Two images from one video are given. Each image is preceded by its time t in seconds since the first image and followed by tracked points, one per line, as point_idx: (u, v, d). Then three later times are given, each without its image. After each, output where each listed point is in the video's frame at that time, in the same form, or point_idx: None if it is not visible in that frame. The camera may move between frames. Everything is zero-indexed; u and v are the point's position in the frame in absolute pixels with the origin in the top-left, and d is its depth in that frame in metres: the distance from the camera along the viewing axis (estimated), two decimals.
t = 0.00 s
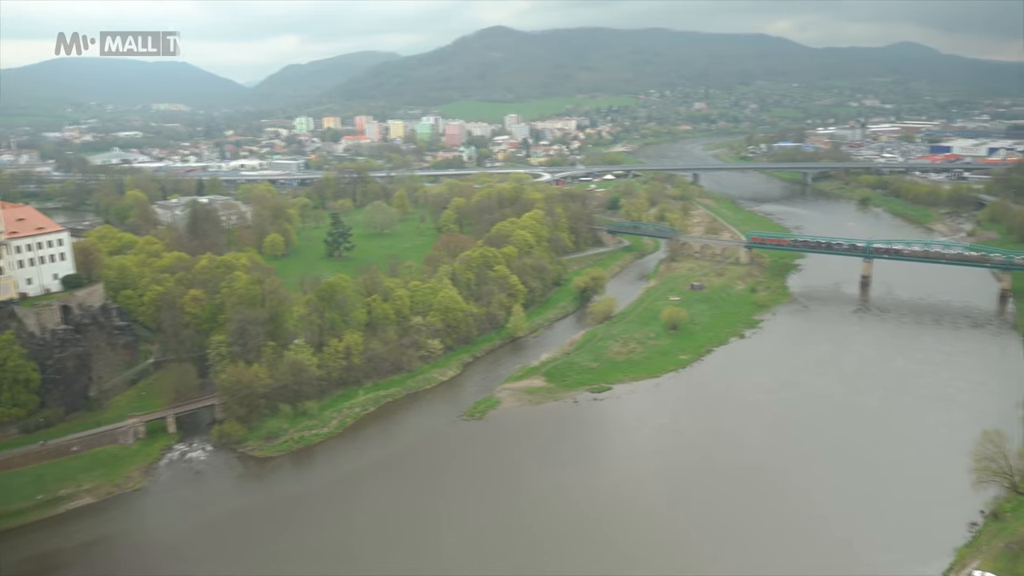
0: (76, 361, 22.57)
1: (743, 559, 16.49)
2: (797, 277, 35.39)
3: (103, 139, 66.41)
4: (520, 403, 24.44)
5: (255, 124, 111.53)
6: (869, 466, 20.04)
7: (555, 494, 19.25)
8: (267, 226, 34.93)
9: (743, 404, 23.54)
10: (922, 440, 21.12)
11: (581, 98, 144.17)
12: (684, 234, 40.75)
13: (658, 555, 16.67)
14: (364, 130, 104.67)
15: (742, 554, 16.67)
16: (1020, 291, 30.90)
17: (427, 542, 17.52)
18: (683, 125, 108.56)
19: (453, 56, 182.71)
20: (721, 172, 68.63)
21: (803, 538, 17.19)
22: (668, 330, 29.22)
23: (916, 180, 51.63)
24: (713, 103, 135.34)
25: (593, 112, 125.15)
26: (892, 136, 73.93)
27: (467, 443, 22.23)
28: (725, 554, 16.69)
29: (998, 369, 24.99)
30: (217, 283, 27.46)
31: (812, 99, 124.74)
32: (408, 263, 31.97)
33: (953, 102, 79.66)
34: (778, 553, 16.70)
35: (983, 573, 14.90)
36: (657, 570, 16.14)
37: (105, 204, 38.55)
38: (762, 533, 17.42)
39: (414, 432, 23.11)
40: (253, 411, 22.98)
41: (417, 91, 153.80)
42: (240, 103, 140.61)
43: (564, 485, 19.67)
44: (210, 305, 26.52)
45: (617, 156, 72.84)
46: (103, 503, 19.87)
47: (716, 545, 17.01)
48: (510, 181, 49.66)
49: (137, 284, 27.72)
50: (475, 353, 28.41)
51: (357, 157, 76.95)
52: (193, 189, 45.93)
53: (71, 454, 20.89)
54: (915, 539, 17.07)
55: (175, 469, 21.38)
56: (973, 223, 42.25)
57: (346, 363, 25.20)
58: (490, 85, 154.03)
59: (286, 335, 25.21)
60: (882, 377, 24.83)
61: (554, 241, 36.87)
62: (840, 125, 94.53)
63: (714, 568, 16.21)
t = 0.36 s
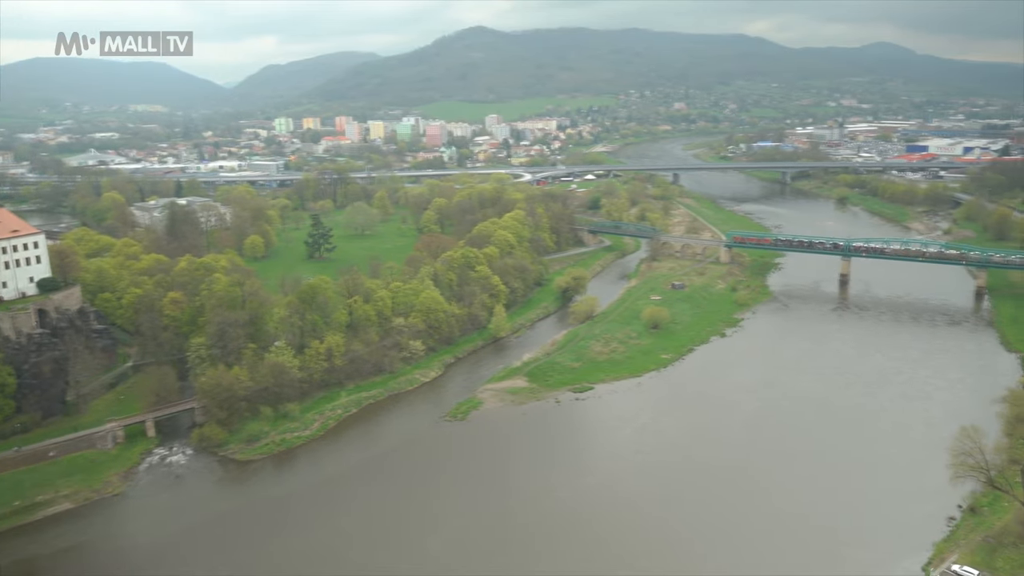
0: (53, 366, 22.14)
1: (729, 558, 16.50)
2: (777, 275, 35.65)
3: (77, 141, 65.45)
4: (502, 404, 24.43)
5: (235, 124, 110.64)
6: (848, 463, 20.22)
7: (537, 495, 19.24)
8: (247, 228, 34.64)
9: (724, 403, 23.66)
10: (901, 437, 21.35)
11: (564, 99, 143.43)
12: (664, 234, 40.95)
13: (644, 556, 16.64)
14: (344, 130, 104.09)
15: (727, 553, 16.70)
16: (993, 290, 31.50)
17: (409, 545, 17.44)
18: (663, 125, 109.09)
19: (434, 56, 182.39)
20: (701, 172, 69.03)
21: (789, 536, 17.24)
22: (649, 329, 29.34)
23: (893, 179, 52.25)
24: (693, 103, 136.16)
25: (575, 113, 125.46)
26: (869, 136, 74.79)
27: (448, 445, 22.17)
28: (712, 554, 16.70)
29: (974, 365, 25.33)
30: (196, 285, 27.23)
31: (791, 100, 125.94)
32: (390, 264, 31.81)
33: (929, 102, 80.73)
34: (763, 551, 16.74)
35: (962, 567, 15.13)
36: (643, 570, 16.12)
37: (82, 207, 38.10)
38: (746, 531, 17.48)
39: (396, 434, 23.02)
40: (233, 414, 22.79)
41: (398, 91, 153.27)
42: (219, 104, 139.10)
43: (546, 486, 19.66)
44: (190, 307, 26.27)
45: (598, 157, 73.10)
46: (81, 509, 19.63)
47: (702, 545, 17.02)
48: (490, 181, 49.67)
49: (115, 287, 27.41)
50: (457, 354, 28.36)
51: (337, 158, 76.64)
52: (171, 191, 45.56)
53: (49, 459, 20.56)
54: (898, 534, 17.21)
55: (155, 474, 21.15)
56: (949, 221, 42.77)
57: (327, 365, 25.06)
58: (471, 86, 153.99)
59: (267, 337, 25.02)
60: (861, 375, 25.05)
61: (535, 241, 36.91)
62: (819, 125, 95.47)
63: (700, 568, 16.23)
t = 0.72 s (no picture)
0: (29, 370, 21.75)
1: (712, 558, 16.54)
2: (758, 275, 35.90)
3: (54, 144, 64.62)
4: (485, 404, 24.42)
5: (215, 124, 109.71)
6: (828, 461, 20.38)
7: (518, 497, 19.22)
8: (227, 230, 34.45)
9: (705, 402, 23.78)
10: (881, 434, 21.53)
11: (543, 99, 146.14)
12: (646, 233, 41.10)
13: (628, 556, 16.64)
14: (325, 131, 103.62)
15: (710, 553, 16.73)
16: (971, 287, 31.98)
17: (392, 547, 17.41)
18: (645, 126, 109.62)
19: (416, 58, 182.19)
20: (682, 172, 69.39)
21: (771, 535, 17.32)
22: (631, 328, 29.44)
23: (870, 179, 52.80)
24: (674, 103, 136.96)
25: (555, 112, 126.58)
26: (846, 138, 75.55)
27: (431, 446, 22.14)
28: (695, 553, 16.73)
29: (952, 362, 25.62)
30: (176, 288, 27.00)
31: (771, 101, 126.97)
32: (371, 266, 31.72)
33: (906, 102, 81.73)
34: (746, 550, 16.79)
35: (942, 562, 15.31)
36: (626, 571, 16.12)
37: (58, 208, 37.65)
38: (729, 530, 17.54)
39: (379, 435, 22.97)
40: (214, 417, 22.63)
41: (380, 91, 152.87)
42: (198, 104, 137.78)
43: (527, 487, 19.65)
44: (169, 310, 26.04)
45: (579, 157, 73.28)
46: (60, 515, 19.39)
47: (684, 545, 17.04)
48: (472, 181, 49.65)
49: (93, 290, 27.12)
50: (440, 355, 28.33)
51: (318, 159, 76.30)
52: (149, 192, 45.16)
53: (25, 464, 20.35)
54: (878, 529, 17.40)
55: (135, 479, 20.96)
56: (926, 220, 43.29)
57: (309, 367, 24.94)
58: (453, 87, 153.86)
59: (248, 340, 24.84)
60: (840, 373, 25.24)
61: (517, 241, 36.92)
62: (798, 126, 96.32)
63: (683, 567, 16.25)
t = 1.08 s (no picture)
0: (7, 373, 21.55)
1: (693, 556, 16.65)
2: (739, 274, 36.12)
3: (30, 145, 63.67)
4: (468, 405, 24.40)
5: (195, 124, 108.65)
6: (808, 459, 20.53)
7: (499, 498, 19.21)
8: (207, 231, 34.26)
9: (687, 401, 23.88)
10: (861, 431, 21.72)
11: (525, 99, 146.76)
12: (628, 233, 41.22)
13: (608, 555, 16.70)
14: (306, 131, 103.00)
15: (690, 552, 16.80)
16: (949, 285, 32.37)
17: (375, 548, 17.37)
18: (627, 126, 110.01)
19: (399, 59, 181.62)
20: (663, 172, 69.68)
21: (751, 534, 17.40)
22: (614, 328, 29.52)
23: (849, 179, 53.26)
24: (654, 103, 137.93)
25: (538, 112, 126.78)
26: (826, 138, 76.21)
27: (415, 447, 22.09)
28: (675, 553, 16.78)
29: (930, 360, 25.89)
30: (156, 290, 26.75)
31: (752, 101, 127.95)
32: (353, 267, 31.56)
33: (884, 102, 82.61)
34: (725, 550, 16.82)
35: (922, 556, 15.45)
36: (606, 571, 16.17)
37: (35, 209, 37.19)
38: (709, 529, 17.60)
39: (362, 437, 22.88)
40: (195, 420, 22.44)
41: (363, 91, 152.22)
42: (179, 103, 136.39)
43: (506, 488, 19.64)
44: (150, 312, 25.77)
45: (561, 157, 73.42)
46: (38, 521, 19.17)
47: (664, 545, 17.08)
48: (454, 182, 49.58)
49: (71, 292, 26.78)
50: (423, 356, 28.28)
51: (299, 160, 75.91)
52: (128, 194, 44.71)
53: (3, 469, 20.16)
54: (859, 526, 17.55)
55: (116, 483, 20.75)
56: (905, 219, 43.77)
57: (291, 369, 24.78)
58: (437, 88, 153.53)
59: (229, 342, 24.64)
60: (821, 371, 25.44)
61: (500, 241, 36.91)
62: (778, 125, 97.21)
63: (662, 568, 16.26)
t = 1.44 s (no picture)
0: None
1: (675, 554, 16.72)
2: (721, 273, 36.33)
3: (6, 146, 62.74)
4: (452, 406, 24.37)
5: (175, 125, 107.69)
6: (790, 457, 20.66)
7: (481, 499, 19.18)
8: (188, 233, 34.11)
9: (670, 400, 23.97)
10: (842, 429, 21.89)
11: (507, 100, 146.38)
12: (611, 233, 41.34)
13: (589, 554, 16.76)
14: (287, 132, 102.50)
15: (673, 551, 16.84)
16: (928, 283, 32.73)
17: (357, 550, 17.33)
18: (609, 126, 110.39)
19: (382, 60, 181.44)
20: (645, 172, 70.02)
21: (734, 532, 17.48)
22: (597, 328, 29.59)
23: (829, 178, 53.74)
24: (636, 104, 138.43)
25: (522, 113, 126.86)
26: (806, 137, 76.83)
27: (398, 449, 22.04)
28: (655, 550, 16.87)
29: (910, 357, 26.17)
30: (136, 292, 26.49)
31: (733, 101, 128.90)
32: (335, 268, 31.45)
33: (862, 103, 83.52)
34: (708, 550, 16.87)
35: (903, 551, 15.69)
36: (588, 571, 16.19)
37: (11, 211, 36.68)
38: (692, 528, 17.65)
39: (345, 439, 22.79)
40: (177, 424, 22.24)
41: (345, 92, 151.63)
42: (158, 104, 135.12)
43: (489, 489, 19.61)
44: (129, 315, 25.49)
45: (544, 158, 73.59)
46: (16, 527, 18.93)
47: (647, 544, 17.11)
48: (436, 182, 49.56)
49: (49, 295, 26.35)
50: (406, 357, 28.22)
51: (280, 161, 75.51)
52: (108, 196, 44.29)
53: None
54: (841, 523, 17.68)
55: (96, 488, 20.54)
56: (884, 218, 44.22)
57: (273, 371, 24.62)
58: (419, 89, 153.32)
59: (210, 344, 24.46)
60: (802, 369, 25.63)
61: (483, 242, 36.92)
62: (759, 126, 98.01)
63: (645, 567, 16.30)
